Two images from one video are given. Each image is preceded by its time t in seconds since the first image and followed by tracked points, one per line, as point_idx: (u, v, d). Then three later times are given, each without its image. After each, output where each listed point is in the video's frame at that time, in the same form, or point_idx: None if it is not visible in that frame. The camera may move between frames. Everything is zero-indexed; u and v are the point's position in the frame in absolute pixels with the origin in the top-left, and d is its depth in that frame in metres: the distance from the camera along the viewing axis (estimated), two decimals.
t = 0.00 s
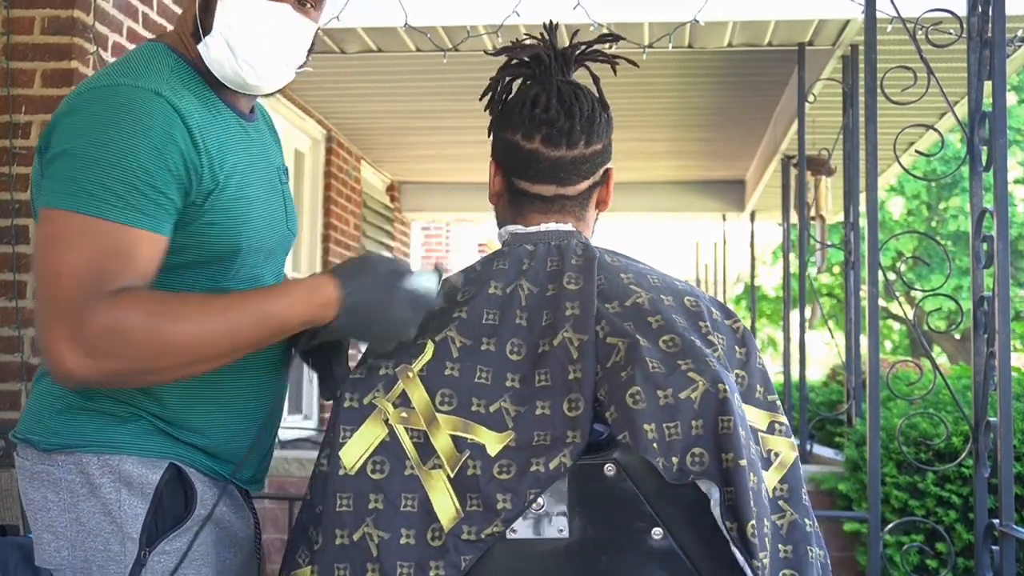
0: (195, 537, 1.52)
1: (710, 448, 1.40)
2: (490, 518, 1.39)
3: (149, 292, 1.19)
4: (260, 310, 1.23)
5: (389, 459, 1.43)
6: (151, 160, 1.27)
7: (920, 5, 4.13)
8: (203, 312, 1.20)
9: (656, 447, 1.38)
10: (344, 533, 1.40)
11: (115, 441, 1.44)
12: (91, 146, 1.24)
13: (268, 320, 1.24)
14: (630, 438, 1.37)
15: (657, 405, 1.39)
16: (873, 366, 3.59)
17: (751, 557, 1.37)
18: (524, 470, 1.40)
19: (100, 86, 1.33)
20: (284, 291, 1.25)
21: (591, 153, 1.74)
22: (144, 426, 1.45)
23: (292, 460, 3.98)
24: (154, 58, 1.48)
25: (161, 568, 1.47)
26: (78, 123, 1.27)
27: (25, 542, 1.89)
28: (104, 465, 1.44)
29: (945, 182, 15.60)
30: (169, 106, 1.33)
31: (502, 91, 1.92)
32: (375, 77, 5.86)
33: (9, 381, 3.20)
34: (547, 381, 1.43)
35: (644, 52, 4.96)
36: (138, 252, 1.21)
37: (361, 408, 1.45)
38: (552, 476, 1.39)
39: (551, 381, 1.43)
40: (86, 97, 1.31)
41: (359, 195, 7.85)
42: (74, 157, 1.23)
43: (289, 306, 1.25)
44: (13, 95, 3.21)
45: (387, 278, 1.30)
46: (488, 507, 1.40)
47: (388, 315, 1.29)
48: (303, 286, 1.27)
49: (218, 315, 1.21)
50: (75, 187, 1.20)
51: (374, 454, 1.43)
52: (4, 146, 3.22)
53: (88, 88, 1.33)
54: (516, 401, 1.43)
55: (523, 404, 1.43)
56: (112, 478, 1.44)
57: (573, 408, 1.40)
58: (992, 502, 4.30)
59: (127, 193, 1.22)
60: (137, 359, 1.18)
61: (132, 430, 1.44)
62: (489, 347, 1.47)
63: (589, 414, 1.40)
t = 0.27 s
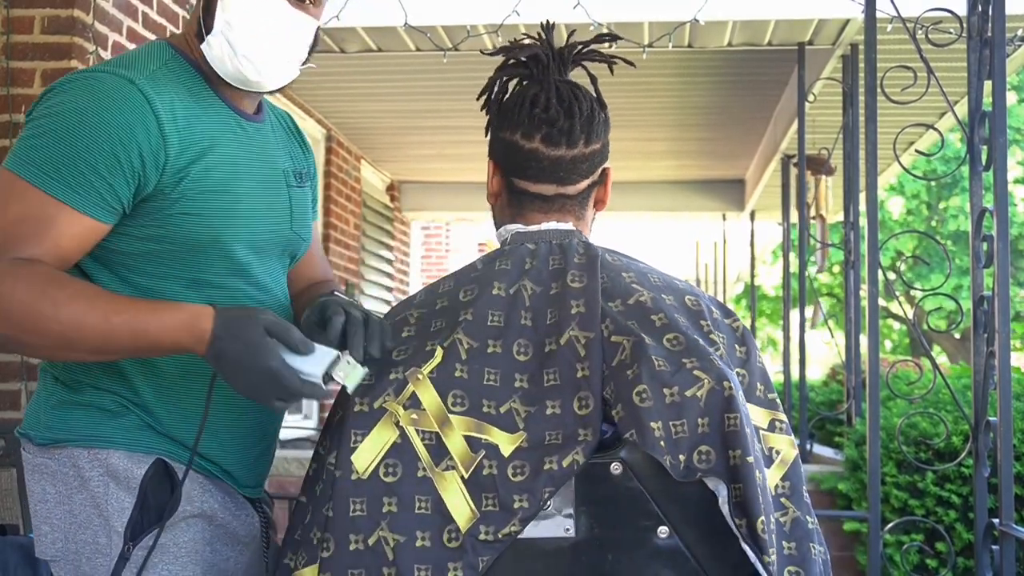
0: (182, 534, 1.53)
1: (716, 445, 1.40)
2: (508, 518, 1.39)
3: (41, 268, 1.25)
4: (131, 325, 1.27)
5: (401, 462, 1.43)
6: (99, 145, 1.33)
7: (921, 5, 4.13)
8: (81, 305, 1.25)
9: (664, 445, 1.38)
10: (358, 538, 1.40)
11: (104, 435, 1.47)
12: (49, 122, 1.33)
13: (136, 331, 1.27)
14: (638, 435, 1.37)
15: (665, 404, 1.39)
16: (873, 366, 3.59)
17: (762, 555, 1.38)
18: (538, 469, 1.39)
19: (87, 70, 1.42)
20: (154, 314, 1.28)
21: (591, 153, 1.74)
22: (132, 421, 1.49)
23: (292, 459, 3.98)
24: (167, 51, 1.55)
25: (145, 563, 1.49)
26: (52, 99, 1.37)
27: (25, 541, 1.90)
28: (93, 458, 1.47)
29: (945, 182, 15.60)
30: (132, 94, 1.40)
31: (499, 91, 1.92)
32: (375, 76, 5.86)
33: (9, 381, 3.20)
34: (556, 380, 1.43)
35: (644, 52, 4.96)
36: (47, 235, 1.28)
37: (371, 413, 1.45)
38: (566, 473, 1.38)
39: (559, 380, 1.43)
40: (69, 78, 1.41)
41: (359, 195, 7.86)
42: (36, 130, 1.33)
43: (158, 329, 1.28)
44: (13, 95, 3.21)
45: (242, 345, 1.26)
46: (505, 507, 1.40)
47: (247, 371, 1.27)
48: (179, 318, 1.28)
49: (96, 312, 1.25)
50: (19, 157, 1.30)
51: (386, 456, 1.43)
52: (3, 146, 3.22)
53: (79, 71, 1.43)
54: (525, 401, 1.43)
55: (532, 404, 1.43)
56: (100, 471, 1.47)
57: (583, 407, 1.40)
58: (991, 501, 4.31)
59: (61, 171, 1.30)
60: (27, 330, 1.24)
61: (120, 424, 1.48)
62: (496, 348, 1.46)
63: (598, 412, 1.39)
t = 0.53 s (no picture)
0: (186, 524, 1.56)
1: (716, 445, 1.40)
2: (509, 513, 1.39)
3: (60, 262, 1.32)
4: (149, 274, 1.31)
5: (402, 459, 1.43)
6: (99, 146, 1.41)
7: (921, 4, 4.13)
8: (103, 280, 1.30)
9: (665, 446, 1.37)
10: (357, 536, 1.39)
11: (107, 431, 1.51)
12: (49, 130, 1.41)
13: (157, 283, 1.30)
14: (640, 436, 1.36)
15: (666, 404, 1.39)
16: (873, 365, 3.58)
17: (757, 556, 1.38)
18: (540, 467, 1.39)
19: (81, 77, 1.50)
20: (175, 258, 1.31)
21: (592, 152, 1.74)
22: (135, 416, 1.53)
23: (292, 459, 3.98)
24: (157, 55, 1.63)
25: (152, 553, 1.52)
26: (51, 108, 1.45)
27: (26, 540, 1.89)
28: (96, 453, 1.51)
29: (945, 182, 15.60)
30: (126, 95, 1.47)
31: (501, 91, 1.92)
32: (374, 76, 5.86)
33: (9, 381, 3.20)
34: (557, 379, 1.43)
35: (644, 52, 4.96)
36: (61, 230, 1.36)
37: (372, 413, 1.45)
38: (568, 471, 1.38)
39: (561, 380, 1.42)
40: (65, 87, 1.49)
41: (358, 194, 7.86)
42: (38, 140, 1.42)
43: (176, 272, 1.30)
44: (13, 94, 3.21)
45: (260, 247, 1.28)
46: (507, 502, 1.39)
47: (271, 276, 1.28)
48: (192, 253, 1.31)
49: (117, 280, 1.30)
50: (26, 166, 1.39)
51: (386, 455, 1.43)
52: (4, 145, 3.22)
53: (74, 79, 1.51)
54: (527, 401, 1.43)
55: (534, 403, 1.42)
56: (104, 466, 1.51)
57: (585, 406, 1.40)
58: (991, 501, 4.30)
59: (66, 174, 1.38)
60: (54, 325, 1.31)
61: (123, 420, 1.52)
62: (497, 348, 1.46)
63: (600, 411, 1.39)
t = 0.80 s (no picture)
0: (208, 527, 1.53)
1: (715, 445, 1.40)
2: (508, 507, 1.39)
3: (148, 265, 1.32)
4: (245, 255, 1.33)
5: (399, 453, 1.43)
6: (133, 154, 1.40)
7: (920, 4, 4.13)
8: (198, 272, 1.31)
9: (663, 446, 1.37)
10: (353, 528, 1.39)
11: (127, 433, 1.48)
12: (77, 146, 1.39)
13: (256, 264, 1.33)
14: (638, 436, 1.36)
15: (665, 404, 1.39)
16: (873, 365, 3.59)
17: (757, 555, 1.38)
18: (538, 463, 1.39)
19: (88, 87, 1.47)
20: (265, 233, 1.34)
21: (591, 152, 1.74)
22: (154, 417, 1.50)
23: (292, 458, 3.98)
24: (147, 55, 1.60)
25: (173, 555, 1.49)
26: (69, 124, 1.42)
27: (26, 540, 1.90)
28: (118, 455, 1.48)
29: (945, 182, 15.60)
30: (148, 100, 1.46)
31: (501, 90, 1.91)
32: (375, 76, 5.86)
33: (9, 380, 3.20)
34: (555, 379, 1.43)
35: (644, 51, 4.96)
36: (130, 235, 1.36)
37: (371, 410, 1.45)
38: (565, 468, 1.38)
39: (559, 379, 1.42)
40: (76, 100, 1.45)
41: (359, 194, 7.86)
42: (66, 157, 1.39)
43: (272, 246, 1.33)
44: (13, 94, 3.21)
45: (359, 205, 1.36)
46: (505, 496, 1.39)
47: (371, 234, 1.35)
48: (286, 225, 1.35)
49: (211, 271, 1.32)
50: (67, 186, 1.37)
51: (384, 450, 1.43)
52: (4, 145, 3.22)
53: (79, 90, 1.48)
54: (524, 399, 1.43)
55: (532, 401, 1.42)
56: (126, 467, 1.48)
57: (583, 405, 1.40)
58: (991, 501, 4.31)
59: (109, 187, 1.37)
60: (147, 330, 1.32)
61: (142, 421, 1.49)
62: (495, 346, 1.46)
63: (598, 411, 1.39)
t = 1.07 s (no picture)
0: (212, 534, 1.52)
1: (716, 446, 1.41)
2: (508, 509, 1.38)
3: (249, 271, 1.30)
4: (349, 256, 1.33)
5: (399, 454, 1.41)
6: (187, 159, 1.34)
7: (920, 4, 4.13)
8: (306, 275, 1.30)
9: (664, 446, 1.37)
10: (353, 528, 1.39)
11: (140, 437, 1.45)
12: (128, 152, 1.31)
13: (359, 265, 1.34)
14: (639, 437, 1.36)
15: (666, 404, 1.39)
16: (873, 365, 3.58)
17: (758, 555, 1.38)
18: (538, 465, 1.39)
19: (118, 88, 1.37)
20: (364, 234, 1.35)
21: (591, 152, 1.74)
22: (168, 419, 1.47)
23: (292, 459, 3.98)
24: (149, 51, 1.51)
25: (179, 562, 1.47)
26: (112, 128, 1.33)
27: (27, 540, 1.89)
28: (128, 460, 1.44)
29: (945, 182, 15.59)
30: (187, 102, 1.40)
31: (500, 90, 1.91)
32: (375, 76, 5.86)
33: (9, 381, 3.20)
34: (556, 379, 1.43)
35: (644, 52, 4.96)
36: (213, 241, 1.30)
37: (372, 410, 1.44)
38: (565, 469, 1.37)
39: (560, 380, 1.42)
40: (112, 102, 1.35)
41: (359, 194, 7.86)
42: (117, 164, 1.30)
43: (373, 247, 1.35)
44: (13, 94, 3.21)
45: (448, 204, 1.41)
46: (506, 500, 1.39)
47: (458, 231, 1.40)
48: (383, 226, 1.37)
49: (316, 275, 1.31)
50: (130, 194, 1.28)
51: (385, 450, 1.42)
52: (4, 145, 3.22)
53: (104, 91, 1.38)
54: (525, 399, 1.43)
55: (533, 402, 1.42)
56: (135, 472, 1.44)
57: (583, 406, 1.40)
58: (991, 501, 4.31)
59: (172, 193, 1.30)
60: (249, 337, 1.29)
61: (156, 424, 1.46)
62: (495, 347, 1.46)
63: (599, 412, 1.39)
